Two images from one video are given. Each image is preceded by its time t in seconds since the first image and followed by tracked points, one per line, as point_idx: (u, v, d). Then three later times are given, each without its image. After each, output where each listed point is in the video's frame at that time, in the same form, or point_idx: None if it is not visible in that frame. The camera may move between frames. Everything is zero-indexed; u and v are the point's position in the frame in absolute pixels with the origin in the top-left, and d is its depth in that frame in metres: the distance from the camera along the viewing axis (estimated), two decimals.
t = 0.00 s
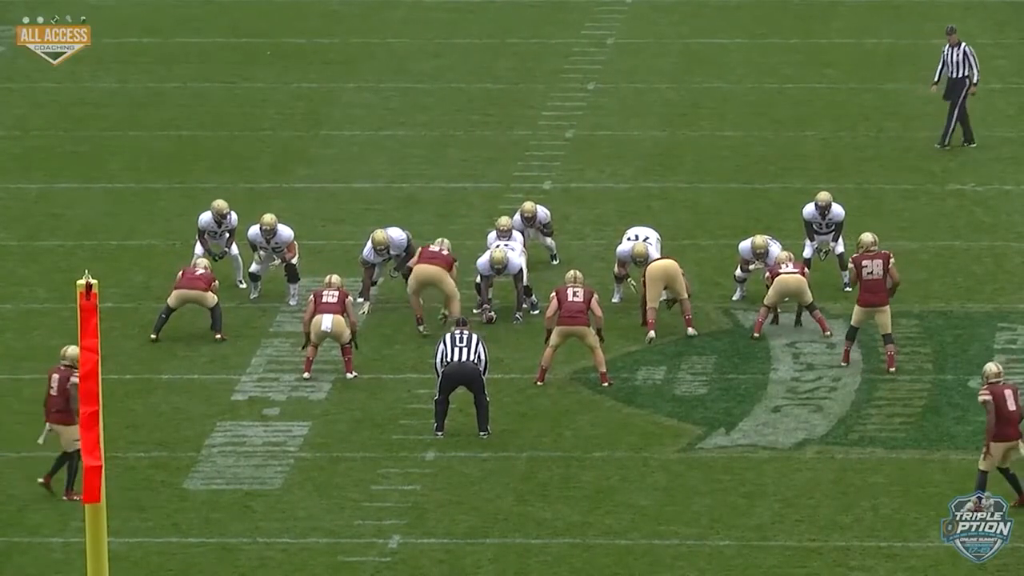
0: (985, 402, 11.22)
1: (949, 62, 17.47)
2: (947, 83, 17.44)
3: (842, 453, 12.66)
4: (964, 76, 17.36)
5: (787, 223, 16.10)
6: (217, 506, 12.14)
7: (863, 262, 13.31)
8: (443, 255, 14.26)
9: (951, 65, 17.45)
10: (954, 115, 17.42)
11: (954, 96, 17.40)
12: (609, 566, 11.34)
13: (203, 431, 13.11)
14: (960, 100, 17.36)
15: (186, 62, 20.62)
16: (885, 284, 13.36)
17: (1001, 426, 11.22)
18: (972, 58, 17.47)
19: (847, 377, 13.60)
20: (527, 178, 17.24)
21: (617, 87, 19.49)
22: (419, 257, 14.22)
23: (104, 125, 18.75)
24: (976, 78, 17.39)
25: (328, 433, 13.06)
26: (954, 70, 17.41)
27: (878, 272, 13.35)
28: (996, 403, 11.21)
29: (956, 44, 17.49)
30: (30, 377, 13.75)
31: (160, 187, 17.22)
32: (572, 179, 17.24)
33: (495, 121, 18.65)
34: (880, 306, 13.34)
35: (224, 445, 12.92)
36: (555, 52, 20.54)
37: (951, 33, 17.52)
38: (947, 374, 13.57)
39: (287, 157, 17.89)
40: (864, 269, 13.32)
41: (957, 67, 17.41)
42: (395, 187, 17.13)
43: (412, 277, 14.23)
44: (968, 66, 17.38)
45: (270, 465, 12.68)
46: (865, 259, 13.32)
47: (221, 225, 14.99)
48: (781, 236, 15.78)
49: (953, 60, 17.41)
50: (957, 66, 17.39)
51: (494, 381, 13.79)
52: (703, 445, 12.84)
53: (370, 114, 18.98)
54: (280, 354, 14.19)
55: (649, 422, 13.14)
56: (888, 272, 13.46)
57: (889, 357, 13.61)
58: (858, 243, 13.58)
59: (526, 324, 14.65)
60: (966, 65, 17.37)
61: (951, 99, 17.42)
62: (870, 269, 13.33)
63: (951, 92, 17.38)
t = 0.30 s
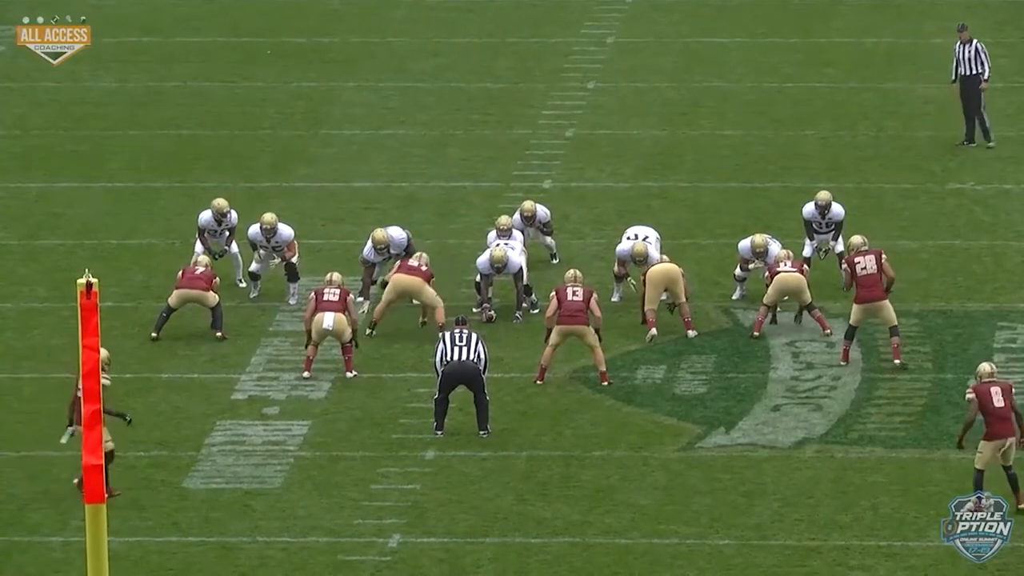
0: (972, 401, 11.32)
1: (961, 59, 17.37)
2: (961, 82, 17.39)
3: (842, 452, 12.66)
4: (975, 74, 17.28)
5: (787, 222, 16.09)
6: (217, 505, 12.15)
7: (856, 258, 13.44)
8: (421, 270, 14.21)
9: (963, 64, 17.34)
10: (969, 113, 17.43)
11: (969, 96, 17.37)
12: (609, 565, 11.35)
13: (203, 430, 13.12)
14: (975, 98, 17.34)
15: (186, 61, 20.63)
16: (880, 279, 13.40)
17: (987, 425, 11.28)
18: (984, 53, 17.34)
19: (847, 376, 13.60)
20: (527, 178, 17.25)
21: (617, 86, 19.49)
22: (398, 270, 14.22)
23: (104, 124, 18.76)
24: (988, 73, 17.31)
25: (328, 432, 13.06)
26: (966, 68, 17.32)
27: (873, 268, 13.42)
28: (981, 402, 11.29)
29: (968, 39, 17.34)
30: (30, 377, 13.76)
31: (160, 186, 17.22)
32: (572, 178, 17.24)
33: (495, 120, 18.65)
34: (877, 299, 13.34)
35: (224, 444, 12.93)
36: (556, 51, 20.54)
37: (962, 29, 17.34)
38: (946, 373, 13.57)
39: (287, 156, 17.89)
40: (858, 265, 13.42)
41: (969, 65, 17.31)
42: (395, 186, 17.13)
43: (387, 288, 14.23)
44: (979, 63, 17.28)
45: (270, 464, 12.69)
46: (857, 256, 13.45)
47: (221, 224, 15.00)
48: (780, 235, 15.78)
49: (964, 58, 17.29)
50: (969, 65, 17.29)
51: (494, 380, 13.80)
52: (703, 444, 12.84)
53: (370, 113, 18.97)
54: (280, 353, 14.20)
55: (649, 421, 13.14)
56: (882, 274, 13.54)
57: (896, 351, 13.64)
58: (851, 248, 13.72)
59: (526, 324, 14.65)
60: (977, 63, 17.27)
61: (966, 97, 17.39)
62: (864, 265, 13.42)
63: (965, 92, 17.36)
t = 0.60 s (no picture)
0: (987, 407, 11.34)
1: (976, 60, 17.44)
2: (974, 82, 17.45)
3: (842, 452, 12.67)
4: (988, 75, 17.34)
5: (787, 222, 16.09)
6: (217, 505, 12.15)
7: (867, 262, 13.44)
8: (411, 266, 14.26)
9: (978, 63, 17.40)
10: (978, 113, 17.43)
11: (980, 96, 17.38)
12: (610, 565, 11.36)
13: (203, 429, 13.12)
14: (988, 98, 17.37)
15: (185, 61, 20.63)
16: (889, 283, 13.42)
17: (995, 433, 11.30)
18: (1000, 54, 17.41)
19: (848, 376, 13.60)
20: (526, 177, 17.25)
21: (617, 86, 19.50)
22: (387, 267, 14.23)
23: (104, 123, 18.76)
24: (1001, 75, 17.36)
25: (328, 432, 13.06)
26: (980, 68, 17.38)
27: (883, 272, 13.43)
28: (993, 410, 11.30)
29: (984, 40, 17.42)
30: (30, 376, 13.76)
31: (159, 186, 17.22)
32: (572, 178, 17.24)
33: (495, 120, 18.65)
34: (887, 302, 13.36)
35: (224, 444, 12.93)
36: (556, 51, 20.55)
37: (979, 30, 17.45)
38: (947, 373, 13.57)
39: (287, 156, 17.89)
40: (868, 268, 13.42)
41: (984, 66, 17.38)
42: (395, 186, 17.13)
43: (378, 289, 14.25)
44: (994, 63, 17.34)
45: (270, 464, 12.69)
46: (868, 258, 13.45)
47: (222, 224, 14.98)
48: (780, 235, 15.79)
49: (980, 58, 17.36)
50: (984, 65, 17.36)
51: (494, 379, 13.79)
52: (703, 444, 12.85)
53: (369, 113, 18.97)
54: (280, 353, 14.19)
55: (649, 421, 13.14)
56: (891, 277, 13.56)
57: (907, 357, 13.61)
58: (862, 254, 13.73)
59: (526, 323, 14.65)
60: (992, 62, 17.34)
61: (977, 97, 17.41)
62: (874, 268, 13.43)
63: (978, 92, 17.41)
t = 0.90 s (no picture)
0: None
1: (995, 57, 17.39)
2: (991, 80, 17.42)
3: (843, 450, 12.69)
4: (1008, 74, 17.32)
5: (787, 219, 16.10)
6: (218, 502, 12.16)
7: (869, 262, 13.47)
8: (411, 266, 14.23)
9: (997, 61, 17.38)
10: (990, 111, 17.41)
11: (997, 94, 17.35)
12: (610, 562, 11.38)
13: (204, 427, 13.12)
14: (1006, 97, 17.37)
15: (185, 58, 20.63)
16: (890, 284, 13.42)
17: None
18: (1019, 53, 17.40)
19: (848, 373, 13.61)
20: (527, 175, 17.25)
21: (617, 83, 19.50)
22: (387, 270, 14.21)
23: (103, 121, 18.75)
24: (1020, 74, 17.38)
25: (329, 430, 13.06)
26: (998, 67, 17.36)
27: (884, 272, 13.44)
28: None
29: (1004, 38, 17.37)
30: (31, 374, 13.76)
31: (160, 184, 17.21)
32: (572, 175, 17.24)
33: (495, 118, 18.65)
34: (885, 300, 13.36)
35: (224, 442, 12.93)
36: (555, 49, 20.55)
37: (1001, 28, 17.42)
38: (947, 370, 13.58)
39: (287, 153, 17.89)
40: (869, 267, 13.45)
41: (1003, 64, 17.35)
42: (396, 183, 17.13)
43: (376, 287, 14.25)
44: (1014, 63, 17.33)
45: (271, 461, 12.69)
46: (870, 259, 13.49)
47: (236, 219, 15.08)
48: (780, 233, 15.79)
49: (1000, 57, 17.32)
50: (1004, 63, 17.32)
51: (494, 377, 13.80)
52: (704, 442, 12.86)
53: (369, 111, 18.96)
54: (280, 351, 14.20)
55: (649, 418, 13.16)
56: (893, 278, 13.57)
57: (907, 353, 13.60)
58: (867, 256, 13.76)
59: (526, 321, 14.65)
60: (1012, 61, 17.32)
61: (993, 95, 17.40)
62: (875, 268, 13.46)
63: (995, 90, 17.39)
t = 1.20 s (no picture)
0: None
1: (999, 55, 17.22)
2: (995, 77, 17.30)
3: (840, 450, 12.71)
4: (1013, 73, 17.21)
5: (784, 219, 16.10)
6: (215, 502, 12.17)
7: (866, 262, 13.49)
8: (407, 271, 14.20)
9: (1002, 60, 17.21)
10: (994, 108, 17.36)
11: (1000, 93, 17.30)
12: (608, 562, 11.39)
13: (201, 427, 13.13)
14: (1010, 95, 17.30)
15: (184, 58, 20.63)
16: (886, 283, 13.43)
17: None
18: None
19: (845, 373, 13.61)
20: (524, 175, 17.25)
21: (615, 83, 19.50)
22: (382, 274, 14.20)
23: (102, 121, 18.76)
24: None
25: (325, 429, 13.07)
26: (1003, 65, 17.21)
27: (881, 272, 13.46)
28: None
29: (1009, 37, 17.16)
30: (29, 373, 13.77)
31: (159, 184, 17.22)
32: (570, 175, 17.25)
33: (493, 118, 18.65)
34: (880, 299, 13.35)
35: (221, 441, 12.94)
36: (554, 48, 20.55)
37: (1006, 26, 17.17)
38: (944, 370, 13.59)
39: (285, 153, 17.90)
40: (867, 267, 13.47)
41: (1007, 63, 17.21)
42: (394, 183, 17.14)
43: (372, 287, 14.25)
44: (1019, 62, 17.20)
45: (267, 461, 12.70)
46: (867, 259, 13.51)
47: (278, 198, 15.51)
48: (777, 233, 15.79)
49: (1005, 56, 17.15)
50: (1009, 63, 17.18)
51: (491, 377, 13.80)
52: (701, 442, 12.87)
53: (367, 111, 18.97)
54: (278, 350, 14.21)
55: (646, 418, 13.17)
56: (890, 279, 13.58)
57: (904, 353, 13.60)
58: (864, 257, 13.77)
59: (523, 321, 14.65)
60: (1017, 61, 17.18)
61: (997, 93, 17.32)
62: (872, 268, 13.48)
63: (999, 89, 17.29)
